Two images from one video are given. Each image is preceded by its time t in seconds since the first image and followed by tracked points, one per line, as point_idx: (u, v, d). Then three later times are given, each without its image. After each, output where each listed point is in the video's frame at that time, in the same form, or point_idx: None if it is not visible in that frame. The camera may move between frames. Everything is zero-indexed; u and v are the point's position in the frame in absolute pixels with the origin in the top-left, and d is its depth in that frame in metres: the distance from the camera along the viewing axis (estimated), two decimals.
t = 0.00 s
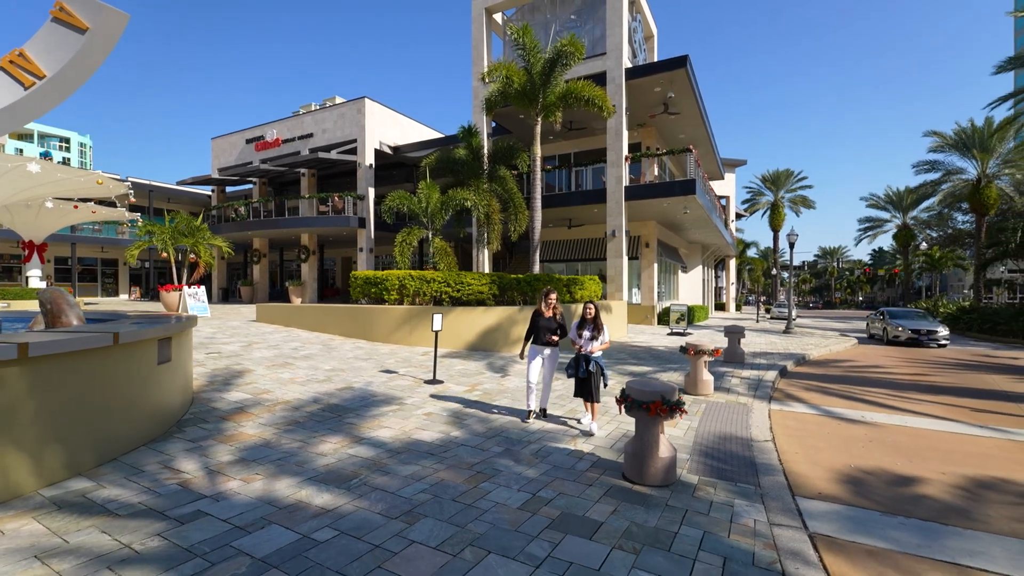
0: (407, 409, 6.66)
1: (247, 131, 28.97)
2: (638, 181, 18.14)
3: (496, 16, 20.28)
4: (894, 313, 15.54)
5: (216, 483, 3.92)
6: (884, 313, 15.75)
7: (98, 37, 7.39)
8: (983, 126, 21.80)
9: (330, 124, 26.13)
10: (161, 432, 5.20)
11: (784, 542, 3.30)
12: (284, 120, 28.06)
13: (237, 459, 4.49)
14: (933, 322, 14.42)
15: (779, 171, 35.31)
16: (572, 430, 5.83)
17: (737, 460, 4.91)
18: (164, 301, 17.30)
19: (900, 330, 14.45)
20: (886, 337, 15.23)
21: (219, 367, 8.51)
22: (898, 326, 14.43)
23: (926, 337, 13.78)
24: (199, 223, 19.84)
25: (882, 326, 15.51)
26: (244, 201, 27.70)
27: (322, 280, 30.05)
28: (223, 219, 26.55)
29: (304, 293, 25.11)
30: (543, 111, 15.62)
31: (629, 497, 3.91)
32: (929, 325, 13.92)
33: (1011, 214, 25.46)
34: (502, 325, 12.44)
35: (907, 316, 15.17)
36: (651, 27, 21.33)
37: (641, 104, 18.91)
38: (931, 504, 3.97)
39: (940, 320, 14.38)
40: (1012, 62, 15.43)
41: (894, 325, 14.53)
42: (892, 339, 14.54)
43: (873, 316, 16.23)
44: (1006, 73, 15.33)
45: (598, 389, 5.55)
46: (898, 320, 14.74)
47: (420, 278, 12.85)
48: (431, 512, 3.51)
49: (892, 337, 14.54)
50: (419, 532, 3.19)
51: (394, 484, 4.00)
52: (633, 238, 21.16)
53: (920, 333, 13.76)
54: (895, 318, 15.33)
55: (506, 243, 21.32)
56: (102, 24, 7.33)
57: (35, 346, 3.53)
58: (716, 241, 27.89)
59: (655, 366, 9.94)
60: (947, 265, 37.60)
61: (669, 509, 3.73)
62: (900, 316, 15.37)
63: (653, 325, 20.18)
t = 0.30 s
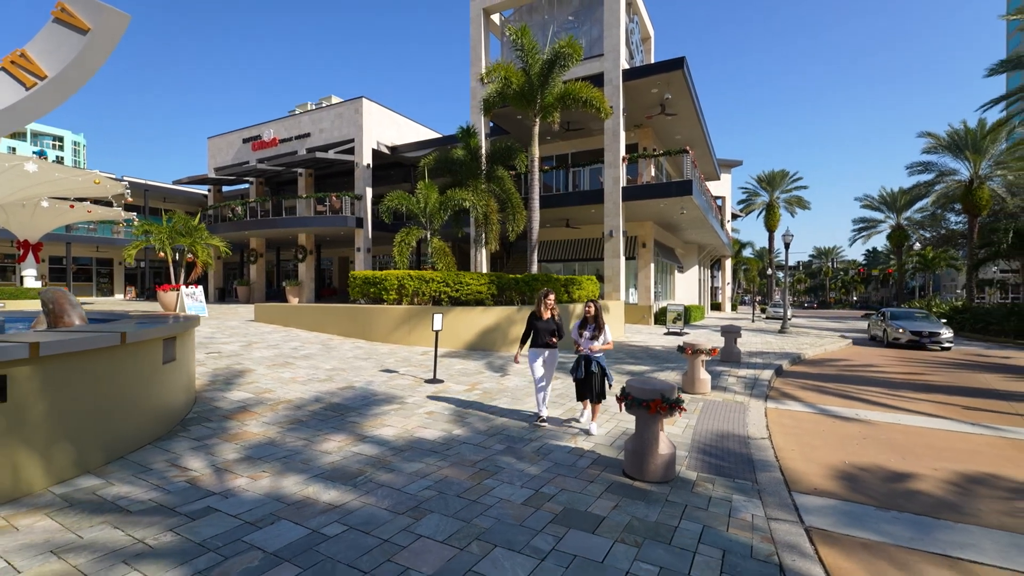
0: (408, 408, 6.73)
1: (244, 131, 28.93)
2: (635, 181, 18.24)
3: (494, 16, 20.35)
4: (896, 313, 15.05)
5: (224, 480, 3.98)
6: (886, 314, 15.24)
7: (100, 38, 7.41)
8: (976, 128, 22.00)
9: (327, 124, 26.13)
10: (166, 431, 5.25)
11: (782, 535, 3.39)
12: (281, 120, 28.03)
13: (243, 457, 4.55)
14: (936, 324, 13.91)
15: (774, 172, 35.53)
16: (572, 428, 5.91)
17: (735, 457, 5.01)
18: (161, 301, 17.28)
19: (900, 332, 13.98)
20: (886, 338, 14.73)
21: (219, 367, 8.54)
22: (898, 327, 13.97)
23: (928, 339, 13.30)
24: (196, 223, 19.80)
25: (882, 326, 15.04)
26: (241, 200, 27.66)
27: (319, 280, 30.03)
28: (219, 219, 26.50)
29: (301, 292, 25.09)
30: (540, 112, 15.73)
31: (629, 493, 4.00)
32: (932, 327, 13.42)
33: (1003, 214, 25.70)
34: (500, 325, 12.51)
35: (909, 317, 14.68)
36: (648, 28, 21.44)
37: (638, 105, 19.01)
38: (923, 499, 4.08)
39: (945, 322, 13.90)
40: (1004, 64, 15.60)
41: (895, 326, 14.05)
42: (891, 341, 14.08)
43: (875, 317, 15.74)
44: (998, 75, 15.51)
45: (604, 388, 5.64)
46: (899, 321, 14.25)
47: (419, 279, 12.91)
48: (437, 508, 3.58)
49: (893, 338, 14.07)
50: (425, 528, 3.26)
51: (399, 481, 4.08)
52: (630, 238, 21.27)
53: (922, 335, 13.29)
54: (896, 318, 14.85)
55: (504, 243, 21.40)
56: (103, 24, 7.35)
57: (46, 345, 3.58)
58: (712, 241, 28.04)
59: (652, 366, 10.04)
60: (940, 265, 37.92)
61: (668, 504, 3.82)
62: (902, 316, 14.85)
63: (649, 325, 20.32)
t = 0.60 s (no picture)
0: (410, 407, 6.80)
1: (242, 130, 28.90)
2: (633, 182, 18.37)
3: (493, 17, 20.42)
4: (898, 316, 14.68)
5: (232, 479, 4.04)
6: (887, 315, 14.93)
7: (102, 39, 7.43)
8: (970, 130, 22.21)
9: (326, 123, 26.15)
10: (171, 430, 5.30)
11: (779, 530, 3.48)
12: (279, 120, 28.02)
13: (250, 455, 4.61)
14: (939, 327, 13.52)
15: (771, 173, 35.74)
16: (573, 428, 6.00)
17: (733, 455, 5.11)
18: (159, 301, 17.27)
19: (900, 334, 13.64)
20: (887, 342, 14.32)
21: (221, 366, 8.58)
22: (898, 329, 13.64)
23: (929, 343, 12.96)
24: (194, 222, 19.79)
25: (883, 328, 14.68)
26: (238, 200, 27.63)
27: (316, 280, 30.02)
28: (217, 219, 26.46)
29: (300, 292, 25.09)
30: (539, 113, 15.82)
31: (631, 490, 4.08)
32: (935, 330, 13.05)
33: (997, 216, 25.95)
34: (500, 325, 12.58)
35: (911, 318, 14.32)
36: (646, 30, 21.55)
37: (636, 107, 19.12)
38: (916, 495, 4.18)
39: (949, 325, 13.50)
40: (998, 67, 15.78)
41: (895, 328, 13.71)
42: (891, 344, 13.76)
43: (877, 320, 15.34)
44: (992, 78, 15.70)
45: (607, 388, 5.71)
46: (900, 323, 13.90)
47: (419, 279, 12.97)
48: (443, 504, 3.66)
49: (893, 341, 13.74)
50: (432, 524, 3.33)
51: (405, 479, 4.15)
52: (628, 238, 21.37)
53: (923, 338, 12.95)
54: (897, 319, 14.51)
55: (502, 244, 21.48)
56: (106, 25, 7.36)
57: (58, 345, 3.63)
58: (708, 241, 28.18)
59: (651, 365, 10.14)
60: (934, 265, 38.22)
61: (669, 501, 3.91)
62: (904, 318, 14.49)
63: (647, 325, 20.46)
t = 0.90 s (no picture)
0: (414, 406, 6.87)
1: (239, 130, 28.87)
2: (631, 182, 18.48)
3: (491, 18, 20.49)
4: (899, 316, 14.22)
5: (242, 475, 4.10)
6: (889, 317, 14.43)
7: (105, 40, 7.45)
8: (964, 131, 22.44)
9: (324, 123, 26.16)
10: (178, 429, 5.34)
11: (780, 524, 3.57)
12: (277, 119, 28.00)
13: (258, 453, 4.67)
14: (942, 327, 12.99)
15: (767, 174, 35.95)
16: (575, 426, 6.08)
17: (733, 452, 5.20)
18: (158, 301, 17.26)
19: (901, 335, 13.21)
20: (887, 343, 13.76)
21: (224, 366, 8.62)
22: (898, 330, 13.16)
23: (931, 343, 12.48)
24: (193, 222, 19.79)
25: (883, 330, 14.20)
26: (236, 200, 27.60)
27: (314, 280, 30.02)
28: (215, 219, 26.44)
29: (298, 292, 25.10)
30: (539, 114, 15.91)
31: (634, 486, 4.17)
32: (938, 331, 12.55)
33: (990, 217, 26.21)
34: (499, 324, 12.65)
35: (913, 319, 13.83)
36: (644, 31, 21.66)
37: (634, 108, 19.23)
38: (911, 490, 4.29)
39: (952, 324, 13.00)
40: (992, 69, 15.96)
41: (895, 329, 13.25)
42: (892, 345, 13.29)
43: (878, 320, 14.83)
44: (986, 81, 15.89)
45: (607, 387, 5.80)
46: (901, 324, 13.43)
47: (419, 279, 13.02)
48: (452, 500, 3.73)
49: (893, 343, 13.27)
50: (442, 519, 3.41)
51: (412, 476, 4.22)
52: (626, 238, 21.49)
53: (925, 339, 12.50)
54: (898, 320, 14.01)
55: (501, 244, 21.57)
56: (108, 26, 7.38)
57: (71, 344, 3.67)
58: (706, 241, 28.35)
59: (650, 365, 10.25)
60: (929, 266, 38.52)
61: (672, 496, 3.99)
62: (906, 319, 13.98)
63: (645, 325, 20.59)
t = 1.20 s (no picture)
0: (417, 405, 6.95)
1: (236, 129, 28.80)
2: (628, 183, 18.61)
3: (489, 19, 20.57)
4: (898, 317, 13.50)
5: (253, 472, 4.17)
6: (887, 317, 13.68)
7: (107, 40, 7.48)
8: (955, 133, 22.72)
9: (321, 123, 26.15)
10: (185, 429, 5.39)
11: (780, 517, 3.68)
12: (273, 119, 27.96)
13: (266, 451, 4.74)
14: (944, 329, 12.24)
15: (762, 174, 36.22)
16: (577, 424, 6.17)
17: (732, 449, 5.30)
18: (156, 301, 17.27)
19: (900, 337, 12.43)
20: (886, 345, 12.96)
21: (225, 366, 8.66)
22: (897, 331, 12.41)
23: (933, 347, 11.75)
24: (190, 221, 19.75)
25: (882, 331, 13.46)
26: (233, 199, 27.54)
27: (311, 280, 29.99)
28: (211, 218, 26.39)
29: (295, 292, 25.07)
30: (537, 115, 16.00)
31: (638, 482, 4.26)
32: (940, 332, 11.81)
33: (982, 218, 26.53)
34: (498, 324, 12.74)
35: (913, 320, 13.09)
36: (640, 33, 21.82)
37: (631, 109, 19.36)
38: (907, 484, 4.41)
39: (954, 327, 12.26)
40: (983, 72, 16.21)
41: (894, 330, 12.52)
42: (891, 348, 12.53)
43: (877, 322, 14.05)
44: (977, 83, 16.13)
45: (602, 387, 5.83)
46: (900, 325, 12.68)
47: (418, 279, 13.08)
48: (460, 496, 3.81)
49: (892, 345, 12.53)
50: (451, 513, 3.49)
51: (420, 472, 4.30)
52: (623, 239, 21.61)
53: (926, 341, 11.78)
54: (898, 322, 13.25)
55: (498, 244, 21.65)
56: (111, 26, 7.41)
57: (85, 342, 3.72)
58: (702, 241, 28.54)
59: (648, 364, 10.36)
60: (921, 266, 38.92)
61: (675, 491, 4.09)
62: (906, 321, 13.22)
63: (642, 324, 20.74)
